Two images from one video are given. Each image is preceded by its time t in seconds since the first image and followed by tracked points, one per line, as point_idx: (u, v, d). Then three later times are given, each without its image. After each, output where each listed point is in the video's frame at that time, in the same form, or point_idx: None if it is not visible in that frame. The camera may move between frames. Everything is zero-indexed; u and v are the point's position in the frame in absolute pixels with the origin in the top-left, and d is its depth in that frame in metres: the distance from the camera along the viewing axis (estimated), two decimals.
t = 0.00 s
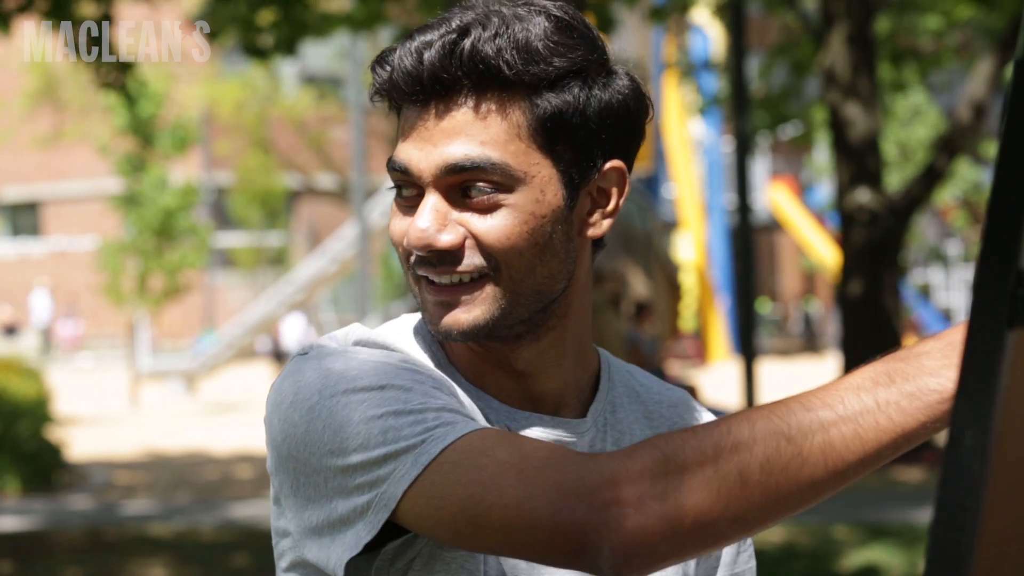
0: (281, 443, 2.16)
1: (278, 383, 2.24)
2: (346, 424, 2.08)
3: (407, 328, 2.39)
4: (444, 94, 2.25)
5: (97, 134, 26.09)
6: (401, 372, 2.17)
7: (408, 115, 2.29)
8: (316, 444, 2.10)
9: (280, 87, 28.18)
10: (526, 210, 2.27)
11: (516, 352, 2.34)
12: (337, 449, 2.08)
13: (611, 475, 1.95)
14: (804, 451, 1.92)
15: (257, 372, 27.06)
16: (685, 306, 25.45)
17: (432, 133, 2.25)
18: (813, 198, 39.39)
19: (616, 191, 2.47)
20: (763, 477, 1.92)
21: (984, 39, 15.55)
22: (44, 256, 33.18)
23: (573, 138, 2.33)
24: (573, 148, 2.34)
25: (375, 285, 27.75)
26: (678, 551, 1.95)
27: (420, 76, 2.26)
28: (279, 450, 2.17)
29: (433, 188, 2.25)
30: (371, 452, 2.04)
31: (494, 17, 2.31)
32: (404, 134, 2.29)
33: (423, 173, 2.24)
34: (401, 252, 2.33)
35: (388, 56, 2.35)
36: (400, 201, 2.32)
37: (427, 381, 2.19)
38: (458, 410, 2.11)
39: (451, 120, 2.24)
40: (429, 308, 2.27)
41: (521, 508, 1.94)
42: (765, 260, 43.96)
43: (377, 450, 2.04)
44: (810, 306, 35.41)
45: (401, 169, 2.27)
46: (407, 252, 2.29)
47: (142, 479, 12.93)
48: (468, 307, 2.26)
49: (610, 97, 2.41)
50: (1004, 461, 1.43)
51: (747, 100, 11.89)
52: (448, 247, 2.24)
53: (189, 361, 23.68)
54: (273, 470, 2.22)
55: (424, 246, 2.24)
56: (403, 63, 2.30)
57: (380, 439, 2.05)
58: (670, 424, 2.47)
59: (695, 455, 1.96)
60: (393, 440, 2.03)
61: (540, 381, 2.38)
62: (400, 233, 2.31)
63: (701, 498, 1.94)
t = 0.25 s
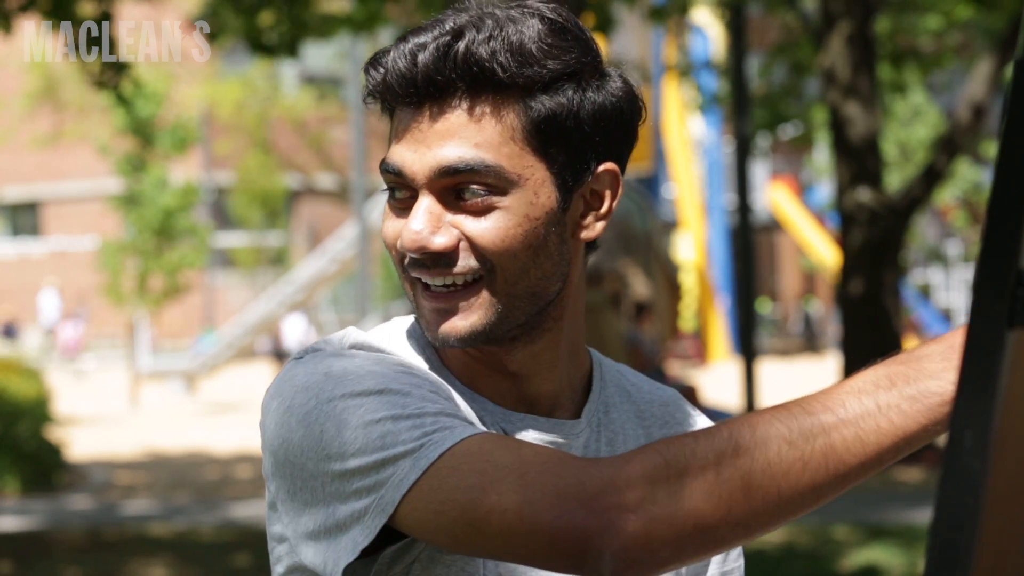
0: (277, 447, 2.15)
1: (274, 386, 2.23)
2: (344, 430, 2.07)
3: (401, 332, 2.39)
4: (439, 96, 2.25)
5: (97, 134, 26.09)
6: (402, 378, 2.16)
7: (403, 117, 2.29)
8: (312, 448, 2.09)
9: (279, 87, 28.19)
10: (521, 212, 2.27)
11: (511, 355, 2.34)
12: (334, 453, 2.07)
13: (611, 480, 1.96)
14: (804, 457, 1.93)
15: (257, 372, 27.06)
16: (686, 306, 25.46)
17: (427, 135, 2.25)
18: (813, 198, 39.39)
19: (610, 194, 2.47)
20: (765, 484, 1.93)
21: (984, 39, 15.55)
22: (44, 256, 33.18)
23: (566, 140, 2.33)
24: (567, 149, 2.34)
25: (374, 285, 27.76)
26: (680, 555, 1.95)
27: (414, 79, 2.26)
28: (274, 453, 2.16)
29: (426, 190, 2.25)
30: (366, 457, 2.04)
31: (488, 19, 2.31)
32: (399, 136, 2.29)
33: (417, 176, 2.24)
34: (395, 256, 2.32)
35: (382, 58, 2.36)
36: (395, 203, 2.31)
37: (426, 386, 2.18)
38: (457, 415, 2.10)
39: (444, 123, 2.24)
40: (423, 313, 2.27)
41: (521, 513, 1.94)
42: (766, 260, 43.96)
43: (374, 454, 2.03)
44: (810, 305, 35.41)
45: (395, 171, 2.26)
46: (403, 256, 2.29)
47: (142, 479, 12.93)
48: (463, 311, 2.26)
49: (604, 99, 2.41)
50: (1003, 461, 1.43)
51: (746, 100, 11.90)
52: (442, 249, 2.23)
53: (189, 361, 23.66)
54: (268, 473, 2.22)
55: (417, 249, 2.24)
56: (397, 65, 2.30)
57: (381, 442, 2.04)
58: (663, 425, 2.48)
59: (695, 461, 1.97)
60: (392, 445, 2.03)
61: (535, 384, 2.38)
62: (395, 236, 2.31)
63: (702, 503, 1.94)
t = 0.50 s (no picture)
0: (274, 449, 2.13)
1: (272, 385, 2.22)
2: (342, 430, 2.06)
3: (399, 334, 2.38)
4: (438, 95, 2.25)
5: (97, 134, 26.09)
6: (400, 379, 2.15)
7: (399, 118, 2.29)
8: (310, 447, 2.07)
9: (279, 87, 28.18)
10: (519, 212, 2.27)
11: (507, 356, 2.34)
12: (332, 453, 2.05)
13: (612, 483, 1.96)
14: (804, 458, 1.93)
15: (257, 372, 27.05)
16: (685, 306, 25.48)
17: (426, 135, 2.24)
18: (813, 198, 39.39)
19: (607, 193, 2.47)
20: (764, 486, 1.93)
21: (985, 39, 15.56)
22: (44, 256, 33.17)
23: (564, 139, 2.33)
24: (565, 150, 2.34)
25: (374, 285, 27.74)
26: (680, 557, 1.96)
27: (413, 77, 2.26)
28: (269, 454, 2.15)
29: (424, 189, 2.25)
30: (363, 458, 2.03)
31: (486, 19, 2.31)
32: (397, 136, 2.28)
33: (416, 176, 2.24)
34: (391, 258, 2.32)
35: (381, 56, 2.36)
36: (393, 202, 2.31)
37: (424, 385, 2.17)
38: (455, 416, 2.09)
39: (443, 122, 2.23)
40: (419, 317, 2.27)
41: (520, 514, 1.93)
42: (766, 260, 43.95)
43: (373, 455, 2.02)
44: (810, 305, 35.40)
45: (394, 172, 2.26)
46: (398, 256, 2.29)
47: (142, 479, 12.93)
48: (461, 308, 2.26)
49: (602, 100, 2.41)
50: (1003, 463, 1.43)
51: (747, 100, 11.90)
52: (440, 250, 2.23)
53: (190, 361, 23.65)
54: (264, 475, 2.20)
55: (415, 249, 2.24)
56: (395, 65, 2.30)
57: (378, 443, 2.03)
58: (658, 427, 2.49)
59: (695, 462, 1.97)
60: (390, 446, 2.02)
61: (531, 385, 2.38)
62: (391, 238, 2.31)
63: (702, 505, 1.95)
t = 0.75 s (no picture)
0: (271, 453, 2.10)
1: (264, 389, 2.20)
2: (336, 431, 2.04)
3: (389, 336, 2.34)
4: (465, 82, 2.18)
5: (97, 134, 26.10)
6: (395, 379, 2.13)
7: (415, 110, 2.20)
8: (305, 451, 2.05)
9: (279, 87, 28.16)
10: (548, 198, 2.23)
11: (508, 351, 2.29)
12: (328, 455, 2.03)
13: (610, 484, 1.93)
14: (803, 460, 1.89)
15: (257, 372, 27.05)
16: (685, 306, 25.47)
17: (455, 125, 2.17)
18: (813, 198, 39.39)
19: (605, 183, 2.46)
20: (763, 480, 1.89)
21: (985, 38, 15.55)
22: (44, 256, 33.16)
23: (583, 125, 2.30)
24: (581, 140, 2.32)
25: (374, 285, 27.74)
26: (679, 559, 1.92)
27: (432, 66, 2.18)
28: (264, 458, 2.13)
29: (453, 180, 2.18)
30: (359, 461, 2.00)
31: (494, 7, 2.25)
32: (418, 126, 2.20)
33: (448, 167, 2.17)
34: (404, 252, 2.23)
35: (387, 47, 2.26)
36: (408, 196, 2.21)
37: (419, 388, 2.14)
38: (451, 419, 2.06)
39: (468, 113, 2.17)
40: (448, 308, 2.20)
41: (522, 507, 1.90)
42: (766, 260, 43.95)
43: (369, 457, 1.99)
44: (811, 305, 35.39)
45: (419, 164, 2.17)
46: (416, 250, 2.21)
47: (142, 479, 12.94)
48: (494, 296, 2.21)
49: (606, 86, 2.37)
50: (1003, 463, 1.43)
51: (747, 99, 11.90)
52: (477, 239, 2.17)
53: (190, 361, 23.65)
54: (256, 478, 2.18)
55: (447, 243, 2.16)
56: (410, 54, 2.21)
57: (372, 445, 2.00)
58: (642, 426, 2.46)
59: (696, 465, 1.93)
60: (386, 447, 1.99)
61: (525, 378, 2.33)
62: (408, 232, 2.21)
63: (703, 507, 1.91)
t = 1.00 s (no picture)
0: (274, 469, 2.11)
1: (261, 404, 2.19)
2: (345, 447, 2.04)
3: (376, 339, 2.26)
4: (585, 57, 2.24)
5: (96, 133, 26.10)
6: (399, 392, 2.13)
7: (525, 86, 2.19)
8: (312, 470, 2.06)
9: (280, 87, 28.15)
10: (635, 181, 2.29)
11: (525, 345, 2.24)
12: (336, 473, 2.04)
13: (615, 525, 1.94)
14: (811, 486, 1.90)
15: (257, 372, 27.05)
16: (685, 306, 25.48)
17: (580, 96, 2.21)
18: (813, 198, 39.39)
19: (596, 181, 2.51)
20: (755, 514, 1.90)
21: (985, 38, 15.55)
22: (44, 255, 33.14)
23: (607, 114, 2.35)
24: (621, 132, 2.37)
25: (374, 284, 27.73)
26: None
27: (554, 39, 2.20)
28: (267, 468, 2.14)
29: (583, 154, 2.19)
30: (369, 479, 2.02)
31: None
32: (545, 97, 2.19)
33: (584, 136, 2.19)
34: (505, 232, 2.18)
35: (473, 24, 2.21)
36: (528, 169, 2.17)
37: (425, 401, 2.14)
38: (458, 436, 2.07)
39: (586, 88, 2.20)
40: (555, 285, 2.17)
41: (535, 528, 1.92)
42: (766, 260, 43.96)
43: (378, 477, 2.01)
44: (811, 305, 35.40)
45: (558, 134, 2.17)
46: (533, 228, 2.17)
47: (141, 479, 12.95)
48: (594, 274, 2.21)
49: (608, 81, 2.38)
50: (1002, 463, 1.44)
51: (747, 99, 11.89)
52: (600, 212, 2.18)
53: (190, 361, 23.64)
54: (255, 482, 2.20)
55: (581, 212, 2.16)
56: (516, 28, 2.18)
57: (381, 464, 2.02)
58: (613, 418, 2.43)
59: (707, 494, 1.93)
60: (394, 468, 2.01)
61: (524, 378, 2.29)
62: (521, 207, 2.17)
63: (717, 537, 1.92)
